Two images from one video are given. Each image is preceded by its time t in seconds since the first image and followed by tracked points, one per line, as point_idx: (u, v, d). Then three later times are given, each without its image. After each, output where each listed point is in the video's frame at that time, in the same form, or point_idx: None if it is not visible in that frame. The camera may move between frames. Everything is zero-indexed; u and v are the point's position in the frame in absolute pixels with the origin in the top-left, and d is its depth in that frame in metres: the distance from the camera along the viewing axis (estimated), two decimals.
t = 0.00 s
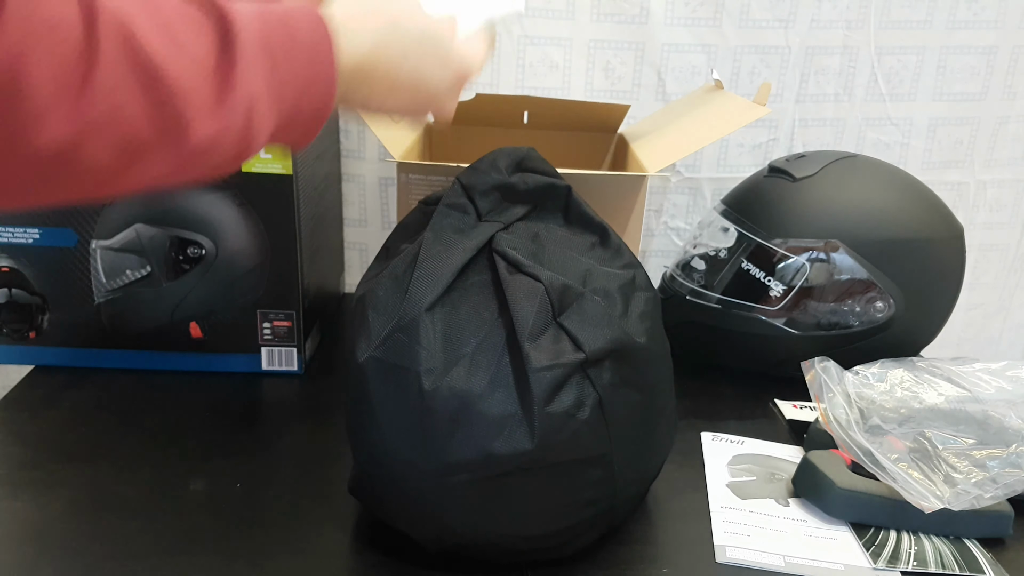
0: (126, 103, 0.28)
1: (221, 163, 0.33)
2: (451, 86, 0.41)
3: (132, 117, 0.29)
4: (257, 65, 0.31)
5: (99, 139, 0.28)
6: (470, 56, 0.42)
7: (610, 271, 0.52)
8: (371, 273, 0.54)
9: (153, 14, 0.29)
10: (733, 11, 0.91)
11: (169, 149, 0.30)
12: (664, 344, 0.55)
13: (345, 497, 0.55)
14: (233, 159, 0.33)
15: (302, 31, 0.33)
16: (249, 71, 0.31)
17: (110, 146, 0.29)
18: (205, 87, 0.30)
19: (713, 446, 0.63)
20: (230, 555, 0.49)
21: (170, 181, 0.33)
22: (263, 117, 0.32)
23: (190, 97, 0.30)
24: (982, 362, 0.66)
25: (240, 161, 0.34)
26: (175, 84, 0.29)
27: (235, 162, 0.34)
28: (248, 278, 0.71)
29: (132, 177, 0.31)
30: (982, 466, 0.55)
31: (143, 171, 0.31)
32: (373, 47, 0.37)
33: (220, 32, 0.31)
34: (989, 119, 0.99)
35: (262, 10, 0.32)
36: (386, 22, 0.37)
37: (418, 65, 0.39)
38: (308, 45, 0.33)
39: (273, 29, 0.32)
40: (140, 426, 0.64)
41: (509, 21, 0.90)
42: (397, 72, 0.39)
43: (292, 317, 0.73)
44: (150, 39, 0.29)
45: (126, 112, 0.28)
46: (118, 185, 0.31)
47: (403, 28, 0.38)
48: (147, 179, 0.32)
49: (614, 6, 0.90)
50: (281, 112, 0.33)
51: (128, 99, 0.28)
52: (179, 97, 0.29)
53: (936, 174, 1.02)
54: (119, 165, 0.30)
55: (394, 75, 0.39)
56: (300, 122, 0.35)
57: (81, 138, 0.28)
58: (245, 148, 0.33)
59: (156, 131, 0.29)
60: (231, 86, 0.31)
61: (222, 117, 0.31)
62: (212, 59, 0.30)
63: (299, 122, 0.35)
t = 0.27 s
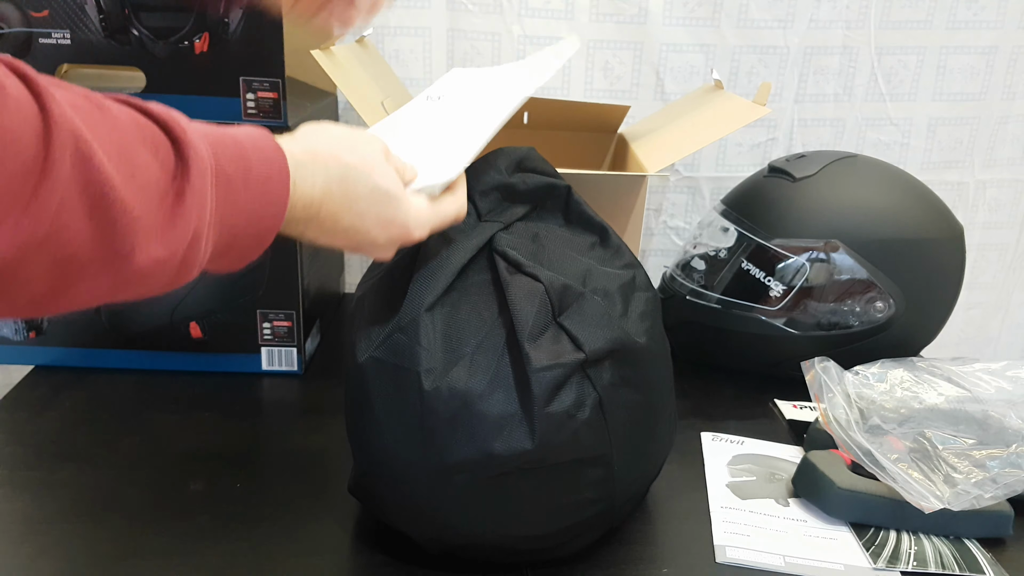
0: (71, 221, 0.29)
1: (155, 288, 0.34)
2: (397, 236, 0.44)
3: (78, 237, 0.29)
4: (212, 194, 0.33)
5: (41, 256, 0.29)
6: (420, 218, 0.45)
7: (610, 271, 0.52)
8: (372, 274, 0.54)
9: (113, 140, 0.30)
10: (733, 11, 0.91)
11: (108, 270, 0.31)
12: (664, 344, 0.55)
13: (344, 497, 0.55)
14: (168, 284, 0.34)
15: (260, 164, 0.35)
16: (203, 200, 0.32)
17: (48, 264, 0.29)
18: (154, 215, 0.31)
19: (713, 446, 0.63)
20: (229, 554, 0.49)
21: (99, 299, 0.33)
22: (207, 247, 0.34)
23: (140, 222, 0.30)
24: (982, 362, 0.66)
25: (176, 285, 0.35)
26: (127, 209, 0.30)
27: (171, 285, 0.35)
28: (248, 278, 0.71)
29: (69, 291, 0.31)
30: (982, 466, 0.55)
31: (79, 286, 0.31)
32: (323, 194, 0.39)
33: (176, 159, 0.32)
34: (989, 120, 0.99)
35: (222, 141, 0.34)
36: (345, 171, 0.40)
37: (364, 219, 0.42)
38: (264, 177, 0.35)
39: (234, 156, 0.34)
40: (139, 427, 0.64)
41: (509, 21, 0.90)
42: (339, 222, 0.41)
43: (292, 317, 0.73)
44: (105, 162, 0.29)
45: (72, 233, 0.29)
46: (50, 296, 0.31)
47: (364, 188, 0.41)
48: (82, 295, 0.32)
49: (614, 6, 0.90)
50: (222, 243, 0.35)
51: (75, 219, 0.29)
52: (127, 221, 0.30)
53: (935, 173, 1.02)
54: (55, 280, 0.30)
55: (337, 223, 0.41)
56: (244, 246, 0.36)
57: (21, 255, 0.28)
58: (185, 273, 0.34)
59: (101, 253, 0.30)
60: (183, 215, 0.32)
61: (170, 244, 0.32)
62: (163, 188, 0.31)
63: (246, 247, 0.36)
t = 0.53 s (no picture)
0: (78, 238, 0.29)
1: (160, 308, 0.35)
2: (403, 259, 0.44)
3: (84, 254, 0.30)
4: (221, 212, 0.34)
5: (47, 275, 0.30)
6: (432, 241, 0.45)
7: (610, 271, 0.52)
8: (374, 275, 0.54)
9: (121, 158, 0.31)
10: (731, 11, 0.91)
11: (113, 288, 0.32)
12: (664, 344, 0.55)
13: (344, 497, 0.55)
14: (173, 304, 0.35)
15: (266, 183, 0.36)
16: (212, 218, 0.33)
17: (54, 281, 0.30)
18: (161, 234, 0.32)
19: (713, 446, 0.63)
20: (229, 554, 0.49)
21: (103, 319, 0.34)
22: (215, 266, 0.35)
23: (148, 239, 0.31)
24: (982, 362, 0.66)
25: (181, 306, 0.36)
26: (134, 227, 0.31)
27: (177, 305, 0.35)
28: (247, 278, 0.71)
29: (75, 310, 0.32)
30: (982, 466, 0.55)
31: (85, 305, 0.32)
32: (332, 216, 0.40)
33: (183, 178, 0.33)
34: (987, 120, 0.99)
35: (228, 159, 0.35)
36: (353, 192, 0.41)
37: (372, 243, 0.42)
38: (270, 196, 0.36)
39: (239, 174, 0.35)
40: (139, 426, 0.64)
41: (508, 21, 0.89)
42: (349, 243, 0.42)
43: (292, 317, 0.73)
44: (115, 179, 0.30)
45: (80, 250, 0.30)
46: (56, 315, 0.32)
47: (370, 209, 0.41)
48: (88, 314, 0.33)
49: (612, 6, 0.90)
50: (228, 264, 0.36)
51: (82, 236, 0.30)
52: (135, 239, 0.31)
53: (934, 173, 1.02)
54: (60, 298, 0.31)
55: (346, 244, 0.42)
56: (249, 265, 0.37)
57: (29, 271, 0.29)
58: (191, 293, 0.35)
59: (108, 270, 0.31)
60: (191, 234, 0.33)
61: (176, 263, 0.33)
62: (170, 206, 0.33)
63: (250, 267, 0.37)
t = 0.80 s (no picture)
0: (91, 265, 0.29)
1: (173, 333, 0.34)
2: (412, 271, 0.44)
3: (97, 281, 0.29)
4: (236, 236, 0.33)
5: (60, 302, 0.29)
6: (439, 251, 0.45)
7: (609, 272, 0.52)
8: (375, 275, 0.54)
9: (135, 181, 0.31)
10: (730, 11, 0.91)
11: (126, 314, 0.31)
12: (664, 344, 0.55)
13: (344, 497, 0.55)
14: (187, 327, 0.34)
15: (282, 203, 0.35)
16: (227, 241, 0.33)
17: (66, 308, 0.30)
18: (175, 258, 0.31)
19: (713, 446, 0.63)
20: (230, 554, 0.49)
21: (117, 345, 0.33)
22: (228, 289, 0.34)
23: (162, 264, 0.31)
24: (982, 362, 0.66)
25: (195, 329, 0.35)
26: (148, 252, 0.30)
27: (191, 328, 0.35)
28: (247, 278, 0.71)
29: (87, 337, 0.32)
30: (982, 466, 0.55)
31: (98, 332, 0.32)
32: (344, 234, 0.40)
33: (197, 200, 0.33)
34: (986, 119, 0.99)
35: (243, 179, 0.35)
36: (368, 211, 0.40)
37: (383, 259, 0.42)
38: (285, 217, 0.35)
39: (255, 194, 0.35)
40: (140, 426, 0.64)
41: (508, 21, 0.90)
42: (359, 259, 0.42)
43: (292, 317, 0.73)
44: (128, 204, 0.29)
45: (92, 276, 0.29)
46: (68, 343, 0.31)
47: (381, 226, 0.41)
48: (102, 340, 0.32)
49: (610, 5, 0.90)
50: (243, 286, 0.35)
51: (94, 262, 0.29)
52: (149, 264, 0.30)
53: (933, 173, 1.02)
54: (72, 325, 0.31)
55: (357, 260, 0.42)
56: (264, 287, 0.36)
57: (40, 300, 0.28)
58: (205, 315, 0.34)
59: (120, 296, 0.31)
60: (205, 257, 0.32)
61: (190, 289, 0.32)
62: (184, 229, 0.32)
63: (264, 288, 0.36)
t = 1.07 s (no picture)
0: (70, 289, 0.29)
1: (154, 351, 0.34)
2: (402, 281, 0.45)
3: (76, 304, 0.29)
4: (219, 255, 0.33)
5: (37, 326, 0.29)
6: (428, 261, 0.45)
7: (610, 272, 0.52)
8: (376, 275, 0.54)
9: (114, 201, 0.30)
10: (728, 11, 0.91)
11: (106, 336, 0.31)
12: (664, 344, 0.55)
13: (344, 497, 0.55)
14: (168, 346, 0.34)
15: (265, 220, 0.35)
16: (209, 261, 0.33)
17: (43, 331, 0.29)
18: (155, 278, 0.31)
19: (713, 446, 0.63)
20: (230, 554, 0.49)
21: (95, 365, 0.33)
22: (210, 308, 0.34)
23: (143, 287, 0.30)
24: (982, 362, 0.66)
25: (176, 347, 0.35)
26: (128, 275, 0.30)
27: (171, 347, 0.35)
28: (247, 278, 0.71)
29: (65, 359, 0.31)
30: (982, 466, 0.55)
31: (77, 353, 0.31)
32: (332, 249, 0.41)
33: (179, 218, 0.32)
34: (983, 119, 0.99)
35: (226, 195, 0.35)
36: (356, 226, 0.41)
37: (372, 271, 0.43)
38: (268, 234, 0.36)
39: (238, 211, 0.35)
40: (139, 427, 0.64)
41: (508, 20, 0.89)
42: (348, 272, 0.43)
43: (292, 317, 0.73)
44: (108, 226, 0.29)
45: (71, 300, 0.29)
46: (45, 366, 0.31)
47: (370, 240, 0.42)
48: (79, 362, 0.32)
49: (609, 5, 0.90)
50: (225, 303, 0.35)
51: (73, 285, 0.29)
52: (129, 287, 0.30)
53: (930, 172, 1.02)
54: (49, 347, 0.30)
55: (346, 271, 0.43)
56: (246, 302, 0.37)
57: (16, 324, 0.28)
58: (186, 334, 0.34)
59: (100, 318, 0.30)
60: (187, 278, 0.32)
61: (171, 310, 0.32)
62: (166, 249, 0.32)
63: (246, 305, 0.37)
